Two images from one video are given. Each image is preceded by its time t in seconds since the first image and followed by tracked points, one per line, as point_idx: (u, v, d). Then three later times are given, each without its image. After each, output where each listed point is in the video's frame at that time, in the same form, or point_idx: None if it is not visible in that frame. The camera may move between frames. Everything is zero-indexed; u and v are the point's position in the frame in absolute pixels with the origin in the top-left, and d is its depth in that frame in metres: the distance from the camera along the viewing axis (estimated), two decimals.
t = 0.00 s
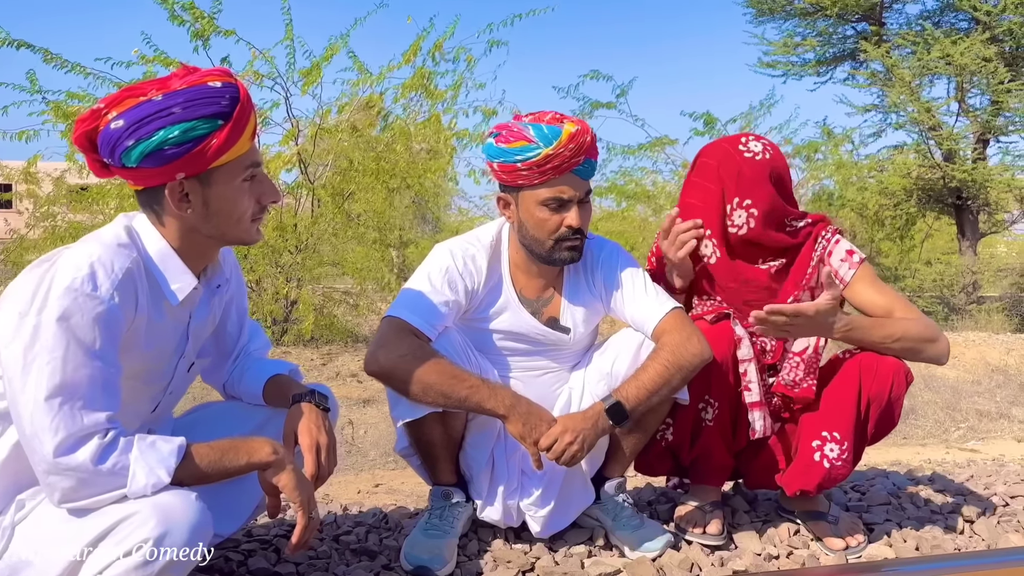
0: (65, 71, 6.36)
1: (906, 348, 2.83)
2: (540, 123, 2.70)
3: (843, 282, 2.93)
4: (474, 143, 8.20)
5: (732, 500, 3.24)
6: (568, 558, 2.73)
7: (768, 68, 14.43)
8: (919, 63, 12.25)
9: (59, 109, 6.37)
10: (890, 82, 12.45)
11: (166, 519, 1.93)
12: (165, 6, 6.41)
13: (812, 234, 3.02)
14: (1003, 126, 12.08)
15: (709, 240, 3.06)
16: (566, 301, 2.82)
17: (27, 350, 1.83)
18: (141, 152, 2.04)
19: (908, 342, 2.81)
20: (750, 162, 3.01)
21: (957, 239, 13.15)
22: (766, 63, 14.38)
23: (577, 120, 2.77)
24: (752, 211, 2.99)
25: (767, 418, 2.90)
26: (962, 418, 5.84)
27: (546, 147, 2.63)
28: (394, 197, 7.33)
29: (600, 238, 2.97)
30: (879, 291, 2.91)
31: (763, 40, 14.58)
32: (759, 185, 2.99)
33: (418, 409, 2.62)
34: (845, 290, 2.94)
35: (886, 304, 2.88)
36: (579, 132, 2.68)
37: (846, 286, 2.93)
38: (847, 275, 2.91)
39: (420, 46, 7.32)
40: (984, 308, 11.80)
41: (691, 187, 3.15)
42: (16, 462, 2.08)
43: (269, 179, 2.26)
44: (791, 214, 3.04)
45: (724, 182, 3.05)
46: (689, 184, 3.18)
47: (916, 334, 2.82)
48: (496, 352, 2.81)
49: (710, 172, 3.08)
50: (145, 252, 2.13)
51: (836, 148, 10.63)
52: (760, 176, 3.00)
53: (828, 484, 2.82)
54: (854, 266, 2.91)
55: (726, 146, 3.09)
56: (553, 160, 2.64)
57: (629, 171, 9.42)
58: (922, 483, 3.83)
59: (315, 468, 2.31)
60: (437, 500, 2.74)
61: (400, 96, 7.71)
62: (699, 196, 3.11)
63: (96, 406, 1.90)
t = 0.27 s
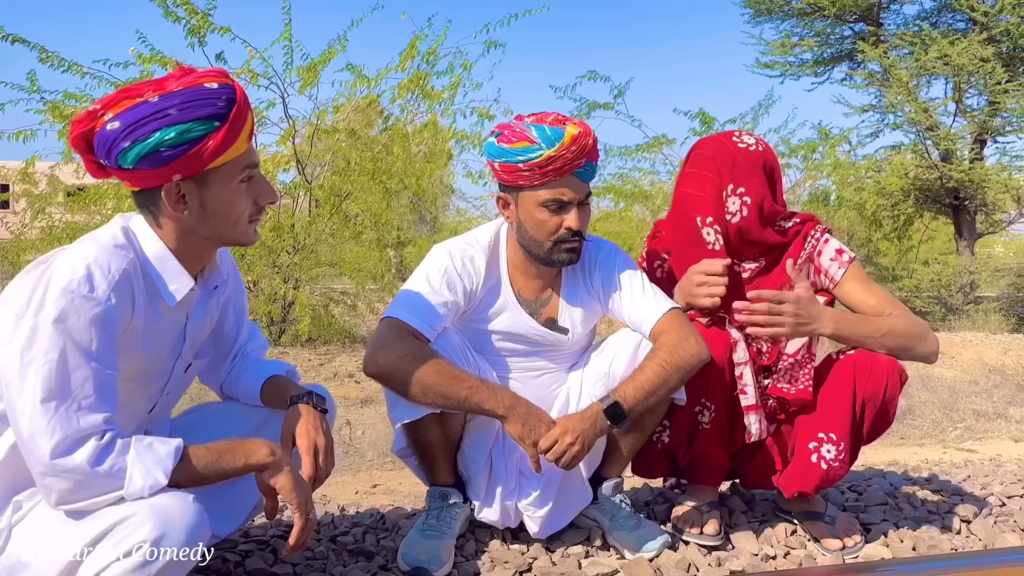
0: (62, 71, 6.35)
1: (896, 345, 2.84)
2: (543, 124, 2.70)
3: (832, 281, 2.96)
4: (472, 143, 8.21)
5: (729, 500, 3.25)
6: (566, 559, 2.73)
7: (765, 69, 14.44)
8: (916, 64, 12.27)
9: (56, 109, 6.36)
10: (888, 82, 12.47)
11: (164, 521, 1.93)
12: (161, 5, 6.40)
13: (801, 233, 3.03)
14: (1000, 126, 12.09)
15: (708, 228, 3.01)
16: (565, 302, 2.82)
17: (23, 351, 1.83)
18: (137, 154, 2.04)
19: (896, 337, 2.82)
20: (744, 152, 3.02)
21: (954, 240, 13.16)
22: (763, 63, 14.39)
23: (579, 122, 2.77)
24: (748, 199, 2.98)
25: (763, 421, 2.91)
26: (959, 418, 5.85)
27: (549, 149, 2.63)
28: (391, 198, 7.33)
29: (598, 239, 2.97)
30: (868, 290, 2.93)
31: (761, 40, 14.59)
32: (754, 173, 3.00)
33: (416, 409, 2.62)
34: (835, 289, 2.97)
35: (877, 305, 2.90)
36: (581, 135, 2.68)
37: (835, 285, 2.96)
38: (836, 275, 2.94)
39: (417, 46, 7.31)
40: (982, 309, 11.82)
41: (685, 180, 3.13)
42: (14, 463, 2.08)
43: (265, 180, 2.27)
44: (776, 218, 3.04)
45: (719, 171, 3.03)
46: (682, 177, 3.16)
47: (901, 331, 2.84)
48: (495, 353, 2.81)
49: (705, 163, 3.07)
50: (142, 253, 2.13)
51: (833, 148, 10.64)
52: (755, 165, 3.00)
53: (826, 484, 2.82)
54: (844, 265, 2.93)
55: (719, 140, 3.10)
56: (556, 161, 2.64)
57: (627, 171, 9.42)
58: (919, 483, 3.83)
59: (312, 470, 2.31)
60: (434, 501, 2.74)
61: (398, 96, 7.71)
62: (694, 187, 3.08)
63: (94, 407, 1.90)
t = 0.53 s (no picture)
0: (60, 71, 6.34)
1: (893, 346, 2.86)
2: (539, 123, 2.70)
3: (831, 280, 2.96)
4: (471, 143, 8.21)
5: (728, 501, 3.25)
6: (565, 559, 2.73)
7: (764, 69, 14.46)
8: (915, 64, 12.28)
9: (54, 109, 6.36)
10: (886, 83, 12.48)
11: (163, 522, 1.93)
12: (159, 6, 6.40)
13: (801, 233, 3.04)
14: (998, 127, 12.11)
15: (711, 230, 3.01)
16: (564, 302, 2.82)
17: (23, 353, 1.84)
18: (137, 156, 2.04)
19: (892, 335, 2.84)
20: (742, 150, 3.05)
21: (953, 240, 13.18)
22: (762, 64, 14.40)
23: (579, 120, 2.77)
24: (750, 197, 2.99)
25: (762, 420, 2.91)
26: (958, 419, 5.85)
27: (545, 145, 2.63)
28: (390, 198, 7.34)
29: (597, 240, 2.97)
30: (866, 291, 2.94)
31: (759, 41, 14.59)
32: (754, 171, 3.01)
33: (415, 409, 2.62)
34: (834, 289, 2.97)
35: (877, 305, 2.91)
36: (578, 132, 2.68)
37: (834, 284, 2.96)
38: (835, 274, 2.94)
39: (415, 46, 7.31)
40: (980, 309, 11.83)
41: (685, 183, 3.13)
42: (14, 464, 2.08)
43: (266, 183, 2.26)
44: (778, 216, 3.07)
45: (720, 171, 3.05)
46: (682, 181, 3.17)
47: (898, 330, 2.85)
48: (494, 353, 2.81)
49: (705, 164, 3.08)
50: (143, 255, 2.13)
51: (832, 149, 10.65)
52: (755, 164, 3.02)
53: (826, 485, 2.82)
54: (844, 265, 2.93)
55: (715, 141, 3.12)
56: (552, 158, 2.64)
57: (626, 172, 9.43)
58: (918, 483, 3.84)
59: (311, 471, 2.32)
60: (434, 501, 2.74)
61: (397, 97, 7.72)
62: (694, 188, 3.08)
63: (93, 409, 1.90)
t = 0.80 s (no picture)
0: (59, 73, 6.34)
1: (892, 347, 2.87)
2: (531, 118, 2.71)
3: (833, 280, 2.97)
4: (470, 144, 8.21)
5: (728, 501, 3.25)
6: (564, 560, 2.73)
7: (763, 70, 14.46)
8: (914, 65, 12.29)
9: (53, 111, 6.35)
10: (886, 83, 12.48)
11: (163, 524, 1.93)
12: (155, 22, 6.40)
13: (802, 233, 3.04)
14: (998, 127, 12.11)
15: (714, 236, 3.00)
16: (562, 301, 2.82)
17: (24, 354, 1.83)
18: (138, 159, 2.04)
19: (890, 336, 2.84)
20: (743, 154, 3.03)
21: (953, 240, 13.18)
22: (761, 65, 14.41)
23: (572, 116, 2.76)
24: (751, 203, 2.99)
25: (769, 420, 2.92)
26: (958, 419, 5.85)
27: (537, 139, 2.64)
28: (389, 198, 7.34)
29: (594, 239, 2.97)
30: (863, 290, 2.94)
31: (758, 41, 14.58)
32: (755, 176, 3.00)
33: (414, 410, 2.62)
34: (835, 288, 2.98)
35: (877, 304, 2.92)
36: (570, 125, 2.68)
37: (835, 284, 2.97)
38: (836, 274, 2.96)
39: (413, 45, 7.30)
40: (980, 310, 11.83)
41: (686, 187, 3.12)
42: (13, 464, 2.08)
43: (268, 185, 2.26)
44: (780, 216, 3.06)
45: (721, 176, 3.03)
46: (682, 185, 3.15)
47: (898, 330, 2.86)
48: (492, 353, 2.81)
49: (706, 169, 3.07)
50: (144, 256, 2.13)
51: (832, 149, 10.65)
52: (755, 168, 3.01)
53: (827, 485, 2.82)
54: (844, 265, 2.94)
55: (714, 145, 3.10)
56: (545, 151, 2.65)
57: (625, 172, 9.43)
58: (918, 483, 3.84)
59: (310, 471, 2.31)
60: (433, 502, 2.74)
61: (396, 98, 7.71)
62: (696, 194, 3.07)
63: (94, 410, 1.90)
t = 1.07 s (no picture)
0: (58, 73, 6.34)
1: (887, 342, 2.79)
2: (530, 119, 2.70)
3: (830, 275, 2.93)
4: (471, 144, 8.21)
5: (728, 501, 3.25)
6: (564, 561, 2.73)
7: (763, 70, 14.46)
8: (915, 65, 12.30)
9: (52, 112, 6.35)
10: (886, 83, 12.48)
11: (164, 524, 1.93)
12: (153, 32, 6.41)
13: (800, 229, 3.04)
14: (998, 128, 12.11)
15: (719, 237, 3.04)
16: (560, 301, 2.82)
17: (28, 354, 1.83)
18: (149, 179, 2.04)
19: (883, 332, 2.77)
20: (750, 157, 3.02)
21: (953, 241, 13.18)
22: (762, 65, 14.41)
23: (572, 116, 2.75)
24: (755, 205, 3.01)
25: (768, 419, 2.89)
26: (958, 420, 5.85)
27: (537, 141, 2.63)
28: (389, 199, 7.33)
29: (593, 239, 2.97)
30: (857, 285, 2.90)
31: (759, 42, 14.57)
32: (763, 179, 3.01)
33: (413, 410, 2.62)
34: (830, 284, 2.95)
35: (876, 300, 2.86)
36: (569, 126, 2.68)
37: (833, 279, 2.93)
38: (833, 269, 2.92)
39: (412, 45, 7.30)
40: (980, 310, 11.83)
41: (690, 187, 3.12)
42: (14, 464, 2.08)
43: (279, 201, 2.25)
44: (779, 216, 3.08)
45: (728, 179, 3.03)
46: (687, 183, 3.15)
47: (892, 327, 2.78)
48: (492, 353, 2.81)
49: (714, 170, 3.06)
50: (148, 259, 2.13)
51: (832, 149, 10.66)
52: (762, 171, 3.01)
53: (823, 487, 2.82)
54: (841, 259, 2.91)
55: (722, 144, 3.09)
56: (545, 154, 2.64)
57: (625, 172, 9.43)
58: (918, 484, 3.84)
59: (309, 467, 2.31)
60: (433, 503, 2.74)
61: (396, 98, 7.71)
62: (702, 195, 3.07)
63: (96, 411, 1.90)
